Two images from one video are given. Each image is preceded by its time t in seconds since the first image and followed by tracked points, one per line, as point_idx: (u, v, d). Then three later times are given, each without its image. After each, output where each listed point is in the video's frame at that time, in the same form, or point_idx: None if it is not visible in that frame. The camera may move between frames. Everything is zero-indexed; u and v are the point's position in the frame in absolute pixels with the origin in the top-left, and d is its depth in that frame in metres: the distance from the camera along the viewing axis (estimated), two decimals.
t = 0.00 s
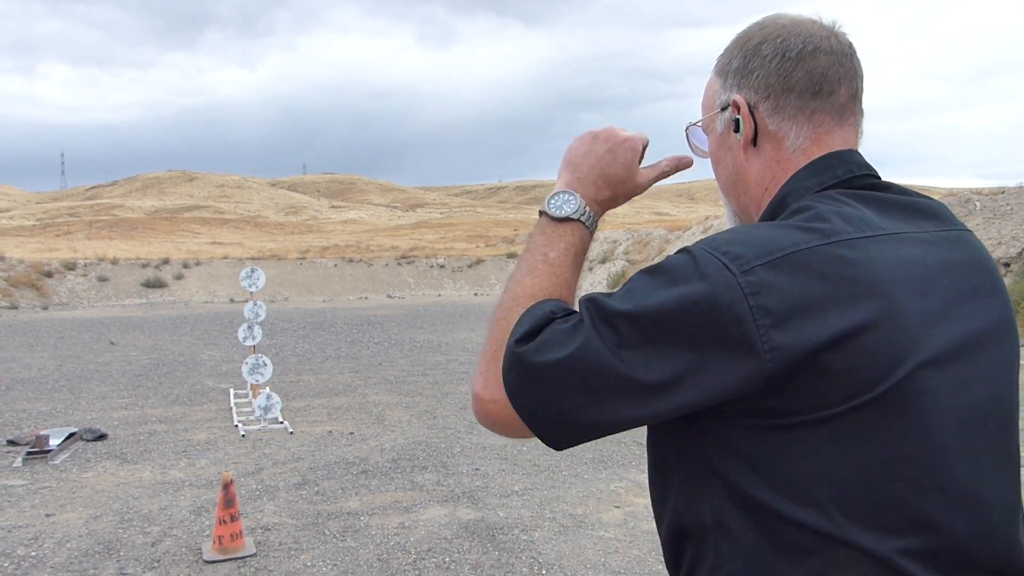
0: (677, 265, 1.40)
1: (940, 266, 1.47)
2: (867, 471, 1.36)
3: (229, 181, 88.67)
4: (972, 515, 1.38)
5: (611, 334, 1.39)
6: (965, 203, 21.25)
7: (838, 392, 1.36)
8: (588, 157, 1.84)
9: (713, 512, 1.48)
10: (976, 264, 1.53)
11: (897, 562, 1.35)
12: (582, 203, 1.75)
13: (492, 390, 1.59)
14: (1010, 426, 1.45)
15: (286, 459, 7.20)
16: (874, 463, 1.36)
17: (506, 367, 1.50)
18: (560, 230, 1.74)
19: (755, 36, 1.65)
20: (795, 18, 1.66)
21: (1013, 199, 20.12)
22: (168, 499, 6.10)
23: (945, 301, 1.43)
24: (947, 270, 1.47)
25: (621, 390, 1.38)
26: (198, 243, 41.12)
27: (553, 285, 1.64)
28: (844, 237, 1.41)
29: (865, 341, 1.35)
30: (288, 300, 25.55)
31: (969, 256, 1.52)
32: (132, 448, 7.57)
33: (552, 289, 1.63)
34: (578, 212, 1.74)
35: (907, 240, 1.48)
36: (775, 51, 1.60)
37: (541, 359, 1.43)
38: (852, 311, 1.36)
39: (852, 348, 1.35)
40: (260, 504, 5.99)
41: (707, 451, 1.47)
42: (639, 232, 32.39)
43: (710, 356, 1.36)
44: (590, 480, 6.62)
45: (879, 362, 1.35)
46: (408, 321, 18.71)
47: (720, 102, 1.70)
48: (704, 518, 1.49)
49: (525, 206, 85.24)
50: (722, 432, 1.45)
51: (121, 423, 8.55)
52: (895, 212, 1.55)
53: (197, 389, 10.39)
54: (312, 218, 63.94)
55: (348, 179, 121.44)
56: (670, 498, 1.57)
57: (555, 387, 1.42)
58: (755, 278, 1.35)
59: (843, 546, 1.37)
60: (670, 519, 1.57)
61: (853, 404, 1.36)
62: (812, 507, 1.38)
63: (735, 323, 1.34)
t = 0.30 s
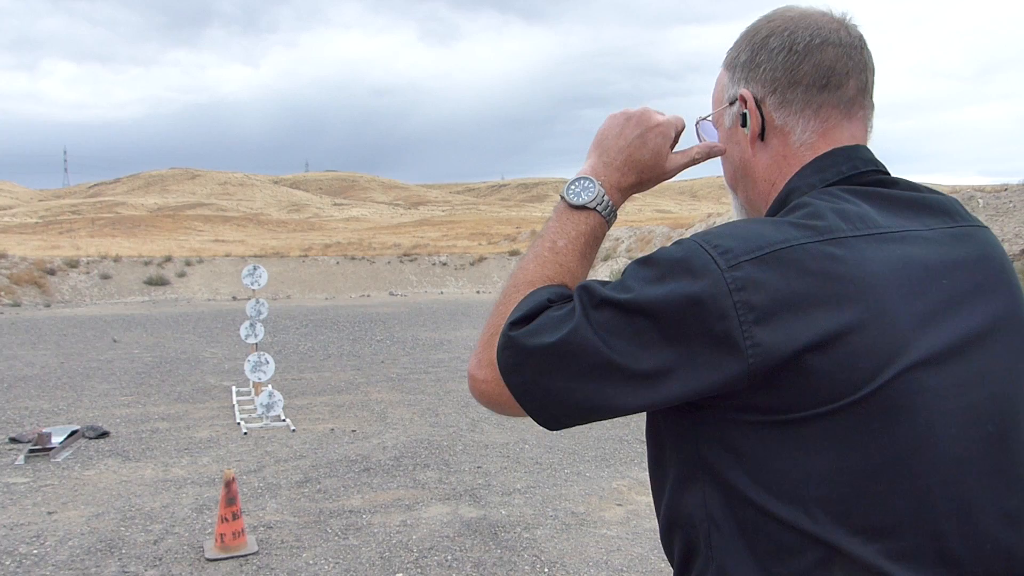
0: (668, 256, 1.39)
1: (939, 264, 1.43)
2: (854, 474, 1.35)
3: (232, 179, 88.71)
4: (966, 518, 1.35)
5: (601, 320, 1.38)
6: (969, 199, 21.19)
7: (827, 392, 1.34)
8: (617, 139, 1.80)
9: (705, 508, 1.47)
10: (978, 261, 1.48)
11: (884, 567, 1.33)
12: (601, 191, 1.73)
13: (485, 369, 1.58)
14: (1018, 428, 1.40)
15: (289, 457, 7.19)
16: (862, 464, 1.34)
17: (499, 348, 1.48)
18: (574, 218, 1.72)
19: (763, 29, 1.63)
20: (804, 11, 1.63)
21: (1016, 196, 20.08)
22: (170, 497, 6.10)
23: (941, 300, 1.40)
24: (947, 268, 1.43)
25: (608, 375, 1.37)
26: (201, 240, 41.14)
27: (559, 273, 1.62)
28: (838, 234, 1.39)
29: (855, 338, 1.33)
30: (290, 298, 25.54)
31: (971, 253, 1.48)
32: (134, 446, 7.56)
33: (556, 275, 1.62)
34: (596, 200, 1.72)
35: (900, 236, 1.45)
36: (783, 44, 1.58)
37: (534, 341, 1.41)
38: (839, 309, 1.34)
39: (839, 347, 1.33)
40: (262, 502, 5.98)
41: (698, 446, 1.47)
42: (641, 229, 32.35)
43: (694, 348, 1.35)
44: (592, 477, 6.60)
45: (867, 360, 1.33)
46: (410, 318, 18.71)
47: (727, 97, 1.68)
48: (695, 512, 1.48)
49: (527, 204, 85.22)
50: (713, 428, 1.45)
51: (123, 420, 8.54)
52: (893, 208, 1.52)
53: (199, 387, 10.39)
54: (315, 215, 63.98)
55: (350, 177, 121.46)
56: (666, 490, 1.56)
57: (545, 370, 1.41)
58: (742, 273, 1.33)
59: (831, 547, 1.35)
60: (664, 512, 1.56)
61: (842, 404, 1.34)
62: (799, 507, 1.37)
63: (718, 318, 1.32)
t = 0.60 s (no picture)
0: (669, 250, 1.39)
1: (940, 259, 1.43)
2: (854, 467, 1.35)
3: (231, 180, 88.72)
4: (964, 512, 1.36)
5: (602, 314, 1.38)
6: (969, 193, 21.19)
7: (827, 387, 1.34)
8: (621, 138, 1.81)
9: (705, 501, 1.47)
10: (980, 256, 1.48)
11: (883, 560, 1.33)
12: (605, 188, 1.73)
13: (488, 364, 1.58)
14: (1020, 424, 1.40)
15: (291, 457, 7.20)
16: (862, 458, 1.34)
17: (501, 343, 1.49)
18: (577, 215, 1.72)
19: (761, 26, 1.63)
20: (803, 6, 1.63)
21: (1017, 189, 20.08)
22: (174, 497, 6.11)
23: (942, 295, 1.39)
24: (947, 263, 1.43)
25: (608, 369, 1.38)
26: (201, 241, 41.14)
27: (561, 269, 1.62)
28: (839, 229, 1.39)
29: (856, 334, 1.33)
30: (291, 298, 25.56)
31: (972, 248, 1.48)
32: (137, 447, 7.58)
33: (558, 271, 1.62)
34: (600, 197, 1.72)
35: (901, 231, 1.45)
36: (782, 39, 1.58)
37: (536, 337, 1.41)
38: (839, 304, 1.34)
39: (838, 342, 1.34)
40: (266, 502, 5.99)
41: (699, 440, 1.48)
42: (642, 226, 32.36)
43: (695, 342, 1.35)
44: (595, 474, 6.61)
45: (867, 355, 1.33)
46: (412, 317, 18.74)
47: (728, 94, 1.69)
48: (696, 505, 1.49)
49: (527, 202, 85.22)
50: (713, 421, 1.45)
51: (126, 422, 8.56)
52: (894, 203, 1.52)
53: (201, 388, 10.40)
54: (315, 215, 64.01)
55: (350, 177, 121.43)
56: (667, 483, 1.56)
57: (546, 364, 1.41)
58: (743, 268, 1.33)
59: (830, 540, 1.35)
60: (666, 505, 1.57)
61: (844, 398, 1.34)
62: (798, 500, 1.37)
63: (719, 312, 1.32)
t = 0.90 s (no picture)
0: (672, 248, 1.39)
1: (940, 258, 1.44)
2: (854, 464, 1.35)
3: (233, 180, 88.76)
4: (962, 509, 1.37)
5: (604, 312, 1.38)
6: (970, 190, 21.18)
7: (828, 387, 1.35)
8: (623, 137, 1.81)
9: (706, 497, 1.47)
10: (978, 254, 1.49)
11: (884, 556, 1.34)
12: (606, 187, 1.73)
13: (490, 361, 1.58)
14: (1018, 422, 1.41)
15: (294, 456, 7.21)
16: (863, 455, 1.35)
17: (503, 340, 1.49)
18: (578, 213, 1.72)
19: (764, 24, 1.63)
20: (806, 5, 1.63)
21: (1018, 186, 20.06)
22: (176, 497, 6.13)
23: (942, 293, 1.40)
24: (946, 263, 1.44)
25: (610, 366, 1.38)
26: (203, 241, 41.18)
27: (562, 267, 1.63)
28: (840, 228, 1.39)
29: (856, 331, 1.34)
30: (293, 298, 25.56)
31: (970, 247, 1.49)
32: (139, 447, 7.59)
33: (560, 270, 1.62)
34: (600, 197, 1.72)
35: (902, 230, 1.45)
36: (784, 38, 1.58)
37: (538, 335, 1.42)
38: (840, 303, 1.34)
39: (839, 339, 1.34)
40: (268, 501, 6.00)
41: (699, 438, 1.48)
42: (643, 225, 32.36)
43: (697, 339, 1.35)
44: (597, 473, 6.62)
45: (868, 353, 1.34)
46: (413, 316, 18.75)
47: (730, 92, 1.69)
48: (695, 502, 1.49)
49: (528, 200, 85.21)
50: (714, 419, 1.46)
51: (128, 422, 8.57)
52: (894, 202, 1.52)
53: (203, 388, 10.41)
54: (317, 215, 64.03)
55: (351, 176, 121.44)
56: (668, 479, 1.57)
57: (547, 361, 1.42)
58: (745, 267, 1.33)
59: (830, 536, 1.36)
60: (666, 501, 1.57)
61: (846, 396, 1.35)
62: (800, 496, 1.38)
63: (721, 310, 1.33)
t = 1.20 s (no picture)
0: (673, 249, 1.40)
1: (939, 257, 1.44)
2: (857, 460, 1.36)
3: (235, 180, 88.83)
4: (962, 506, 1.37)
5: (605, 313, 1.39)
6: (973, 187, 21.14)
7: (830, 384, 1.36)
8: (624, 137, 1.82)
9: (707, 495, 1.48)
10: (976, 253, 1.50)
11: (885, 552, 1.34)
12: (607, 188, 1.74)
13: (494, 362, 1.59)
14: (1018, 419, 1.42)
15: (297, 456, 7.22)
16: (866, 450, 1.35)
17: (506, 343, 1.50)
18: (580, 214, 1.74)
19: (760, 26, 1.64)
20: (801, 7, 1.64)
21: (1021, 182, 20.03)
22: (180, 497, 6.14)
23: (940, 292, 1.41)
24: (945, 259, 1.45)
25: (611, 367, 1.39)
26: (205, 242, 41.23)
27: (564, 268, 1.64)
28: (839, 228, 1.40)
29: (857, 328, 1.35)
30: (295, 298, 25.58)
31: (969, 244, 1.50)
32: (143, 447, 7.61)
33: (562, 271, 1.63)
34: (602, 197, 1.73)
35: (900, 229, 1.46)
36: (781, 39, 1.59)
37: (541, 337, 1.43)
38: (840, 301, 1.35)
39: (840, 339, 1.35)
40: (271, 501, 6.01)
41: (702, 436, 1.49)
42: (645, 223, 32.37)
43: (698, 339, 1.36)
44: (599, 472, 6.63)
45: (867, 352, 1.34)
46: (416, 316, 18.76)
47: (727, 94, 1.70)
48: (697, 501, 1.50)
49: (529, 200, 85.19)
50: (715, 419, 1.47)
51: (131, 422, 8.59)
52: (892, 202, 1.53)
53: (206, 388, 10.43)
54: (318, 215, 64.07)
55: (352, 176, 121.51)
56: (670, 479, 1.58)
57: (550, 363, 1.43)
58: (743, 267, 1.35)
59: (834, 535, 1.37)
60: (668, 500, 1.59)
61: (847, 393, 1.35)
62: (801, 494, 1.38)
63: (722, 310, 1.34)
